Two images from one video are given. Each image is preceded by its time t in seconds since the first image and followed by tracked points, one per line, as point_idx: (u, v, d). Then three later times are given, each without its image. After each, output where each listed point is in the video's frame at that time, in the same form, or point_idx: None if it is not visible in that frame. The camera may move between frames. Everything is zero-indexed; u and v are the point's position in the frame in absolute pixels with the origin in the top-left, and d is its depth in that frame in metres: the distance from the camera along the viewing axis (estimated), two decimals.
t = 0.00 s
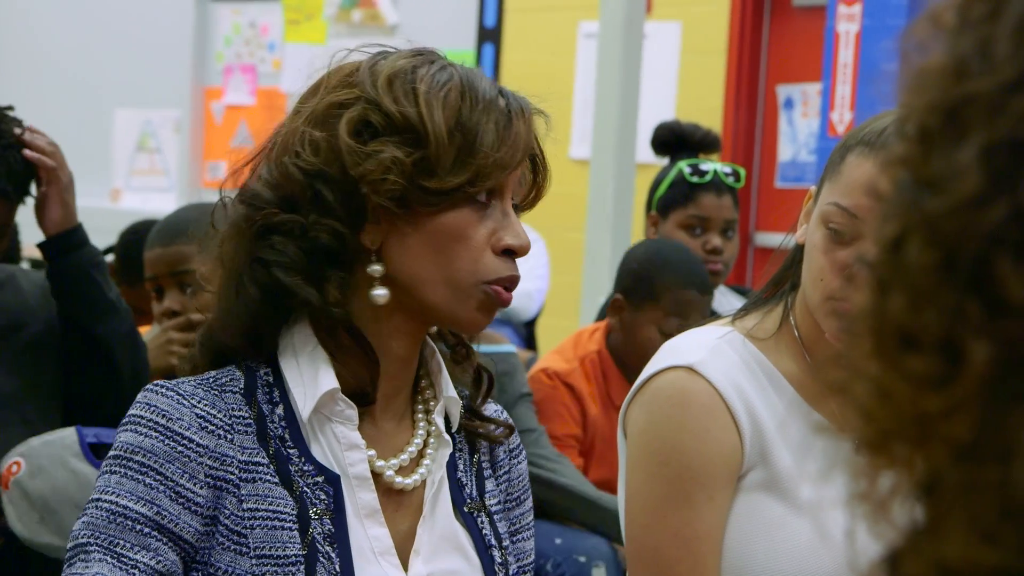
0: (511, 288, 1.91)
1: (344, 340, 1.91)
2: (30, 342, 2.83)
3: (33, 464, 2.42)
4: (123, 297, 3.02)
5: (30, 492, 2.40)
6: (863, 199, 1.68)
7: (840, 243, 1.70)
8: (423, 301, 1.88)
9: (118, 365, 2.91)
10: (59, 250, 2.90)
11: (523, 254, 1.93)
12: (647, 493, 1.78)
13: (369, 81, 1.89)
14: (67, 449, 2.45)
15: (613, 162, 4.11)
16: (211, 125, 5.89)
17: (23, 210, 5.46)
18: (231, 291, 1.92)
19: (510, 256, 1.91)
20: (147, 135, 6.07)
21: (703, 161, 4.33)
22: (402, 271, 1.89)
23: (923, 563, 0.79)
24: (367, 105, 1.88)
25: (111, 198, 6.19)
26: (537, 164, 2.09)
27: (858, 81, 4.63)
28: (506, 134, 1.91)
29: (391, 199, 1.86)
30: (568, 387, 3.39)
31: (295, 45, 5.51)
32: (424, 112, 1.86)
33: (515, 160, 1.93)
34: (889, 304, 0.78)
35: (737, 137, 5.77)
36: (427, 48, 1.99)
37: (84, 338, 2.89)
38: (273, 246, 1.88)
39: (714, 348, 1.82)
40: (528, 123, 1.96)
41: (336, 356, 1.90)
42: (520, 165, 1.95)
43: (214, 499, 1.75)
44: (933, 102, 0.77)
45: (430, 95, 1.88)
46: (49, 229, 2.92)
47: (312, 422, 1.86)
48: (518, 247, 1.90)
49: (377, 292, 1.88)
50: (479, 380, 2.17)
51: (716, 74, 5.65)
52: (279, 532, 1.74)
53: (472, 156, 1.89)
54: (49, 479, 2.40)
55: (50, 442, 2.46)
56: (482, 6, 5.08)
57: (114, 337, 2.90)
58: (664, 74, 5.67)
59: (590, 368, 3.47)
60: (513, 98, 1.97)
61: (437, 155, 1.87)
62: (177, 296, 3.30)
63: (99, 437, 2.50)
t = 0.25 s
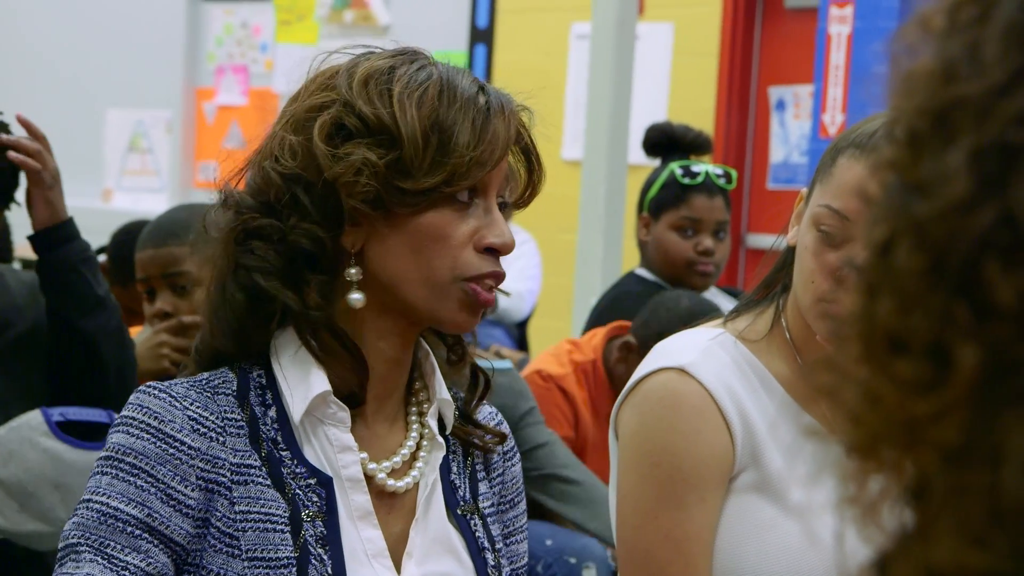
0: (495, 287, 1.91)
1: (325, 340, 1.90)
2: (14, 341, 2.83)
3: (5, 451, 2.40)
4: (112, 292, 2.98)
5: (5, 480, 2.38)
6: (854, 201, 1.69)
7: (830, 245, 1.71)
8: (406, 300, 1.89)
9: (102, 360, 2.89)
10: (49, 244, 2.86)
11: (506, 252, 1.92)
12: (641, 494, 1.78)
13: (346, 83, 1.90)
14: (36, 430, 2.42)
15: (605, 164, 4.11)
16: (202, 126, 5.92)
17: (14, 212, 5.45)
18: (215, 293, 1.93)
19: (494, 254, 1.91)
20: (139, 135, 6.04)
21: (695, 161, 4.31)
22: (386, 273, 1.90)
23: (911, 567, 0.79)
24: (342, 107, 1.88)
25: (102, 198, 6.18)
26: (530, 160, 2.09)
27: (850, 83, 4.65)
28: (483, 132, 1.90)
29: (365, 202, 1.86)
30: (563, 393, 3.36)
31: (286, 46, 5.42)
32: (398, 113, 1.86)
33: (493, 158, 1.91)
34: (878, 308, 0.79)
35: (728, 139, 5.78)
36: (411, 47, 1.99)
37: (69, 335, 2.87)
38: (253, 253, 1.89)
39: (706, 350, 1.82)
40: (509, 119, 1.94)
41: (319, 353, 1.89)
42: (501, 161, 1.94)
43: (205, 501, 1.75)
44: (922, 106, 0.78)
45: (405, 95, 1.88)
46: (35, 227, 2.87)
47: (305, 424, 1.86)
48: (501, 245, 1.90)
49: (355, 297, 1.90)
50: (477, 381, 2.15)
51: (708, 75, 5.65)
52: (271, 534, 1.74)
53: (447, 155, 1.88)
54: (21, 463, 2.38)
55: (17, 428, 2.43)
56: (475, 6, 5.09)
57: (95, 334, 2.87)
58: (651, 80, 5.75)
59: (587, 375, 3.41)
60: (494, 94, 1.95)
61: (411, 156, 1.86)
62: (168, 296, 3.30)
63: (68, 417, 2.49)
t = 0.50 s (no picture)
0: (472, 290, 1.90)
1: (298, 341, 1.89)
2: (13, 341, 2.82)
3: (7, 469, 2.39)
4: (104, 294, 2.98)
5: (5, 497, 2.37)
6: (852, 204, 1.69)
7: (827, 247, 1.71)
8: (385, 304, 1.87)
9: (94, 366, 2.89)
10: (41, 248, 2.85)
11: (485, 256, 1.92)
12: (636, 496, 1.78)
13: (332, 83, 1.91)
14: (38, 449, 2.40)
15: (601, 165, 4.11)
16: (199, 128, 5.90)
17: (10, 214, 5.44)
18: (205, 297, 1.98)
19: (474, 259, 1.91)
20: (135, 137, 6.05)
21: (691, 164, 4.33)
22: (362, 274, 1.89)
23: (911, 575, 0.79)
24: (325, 107, 1.90)
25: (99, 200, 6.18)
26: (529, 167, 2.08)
27: (846, 85, 4.65)
28: (464, 134, 1.89)
29: (339, 201, 1.86)
30: (563, 399, 3.35)
31: (283, 49, 5.54)
32: (377, 113, 1.86)
33: (473, 160, 1.90)
34: (876, 314, 0.78)
35: (725, 141, 5.78)
36: (406, 51, 2.00)
37: (62, 340, 2.87)
38: (232, 253, 1.93)
39: (702, 353, 1.82)
40: (493, 122, 1.93)
41: (309, 366, 1.88)
42: (483, 164, 1.92)
43: (195, 509, 1.76)
44: (921, 111, 0.77)
45: (386, 95, 1.88)
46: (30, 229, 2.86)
47: (294, 431, 1.86)
48: (481, 249, 1.90)
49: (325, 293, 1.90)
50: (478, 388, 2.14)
51: (704, 77, 5.65)
52: (260, 543, 1.74)
53: (425, 155, 1.87)
54: (22, 480, 2.37)
55: (21, 445, 2.41)
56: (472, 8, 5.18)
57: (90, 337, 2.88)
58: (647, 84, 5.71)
59: (590, 381, 3.40)
60: (481, 98, 1.95)
61: (388, 156, 1.86)
62: (167, 299, 3.30)
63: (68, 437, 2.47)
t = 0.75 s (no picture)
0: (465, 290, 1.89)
1: (299, 352, 1.90)
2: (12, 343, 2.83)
3: (9, 471, 2.38)
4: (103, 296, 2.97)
5: (9, 500, 2.37)
6: (851, 206, 1.69)
7: (826, 250, 1.71)
8: (377, 308, 1.87)
9: (94, 372, 2.89)
10: (42, 251, 2.85)
11: (477, 258, 1.92)
12: (636, 499, 1.78)
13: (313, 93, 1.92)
14: (40, 451, 2.40)
15: (600, 167, 4.10)
16: (197, 130, 5.92)
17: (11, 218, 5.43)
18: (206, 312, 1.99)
19: (465, 259, 1.91)
20: (134, 139, 6.04)
21: (690, 166, 4.33)
22: (357, 279, 1.89)
23: None
24: (307, 118, 1.91)
25: (97, 202, 6.17)
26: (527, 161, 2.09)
27: (846, 86, 4.66)
28: (444, 136, 1.88)
29: (324, 212, 1.87)
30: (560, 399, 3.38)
31: (281, 49, 5.57)
32: (355, 121, 1.87)
33: (455, 161, 1.89)
34: (877, 319, 0.78)
35: (724, 142, 5.78)
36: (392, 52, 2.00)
37: (62, 343, 2.86)
38: (226, 267, 1.94)
39: (701, 355, 1.82)
40: (476, 121, 1.92)
41: (311, 373, 1.88)
42: (468, 164, 1.92)
43: (194, 512, 1.75)
44: (922, 116, 0.77)
45: (365, 102, 1.88)
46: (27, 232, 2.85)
47: (295, 435, 1.86)
48: (473, 250, 1.90)
49: (343, 302, 1.88)
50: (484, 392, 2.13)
51: (703, 78, 5.65)
52: (260, 546, 1.74)
53: (406, 159, 1.87)
54: (25, 483, 2.37)
55: (23, 447, 2.41)
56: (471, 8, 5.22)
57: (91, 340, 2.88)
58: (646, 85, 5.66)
59: (587, 381, 3.40)
60: (463, 97, 1.94)
61: (369, 163, 1.86)
62: (167, 303, 3.28)
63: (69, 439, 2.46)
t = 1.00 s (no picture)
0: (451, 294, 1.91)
1: (297, 352, 1.90)
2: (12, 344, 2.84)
3: (8, 474, 2.39)
4: (105, 298, 2.96)
5: (9, 503, 2.37)
6: (850, 208, 1.69)
7: (824, 252, 1.71)
8: (363, 314, 1.89)
9: (94, 374, 2.88)
10: (44, 253, 2.84)
11: (468, 262, 1.92)
12: (634, 500, 1.78)
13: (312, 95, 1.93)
14: (40, 453, 2.39)
15: (600, 168, 4.10)
16: (197, 130, 5.90)
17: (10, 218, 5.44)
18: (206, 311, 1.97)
19: (455, 263, 1.91)
20: (133, 139, 6.04)
21: (689, 166, 4.33)
22: (349, 283, 1.91)
23: None
24: (304, 120, 1.92)
25: (96, 202, 6.17)
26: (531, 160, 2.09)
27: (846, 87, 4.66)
28: (436, 141, 1.87)
29: (315, 215, 1.88)
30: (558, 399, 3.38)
31: (281, 50, 5.55)
32: (347, 126, 1.87)
33: (447, 165, 1.88)
34: (876, 323, 0.78)
35: (723, 143, 5.78)
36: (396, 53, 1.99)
37: (62, 345, 2.85)
38: (224, 266, 1.94)
39: (700, 357, 1.82)
40: (470, 125, 1.90)
41: (311, 373, 1.88)
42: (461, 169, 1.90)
43: (195, 511, 1.76)
44: (920, 120, 0.77)
45: (360, 106, 1.88)
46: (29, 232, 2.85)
47: (295, 436, 1.86)
48: (462, 254, 1.90)
49: (314, 304, 1.92)
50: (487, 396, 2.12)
51: (703, 79, 5.64)
52: (259, 546, 1.74)
53: (397, 163, 1.86)
54: (24, 486, 2.37)
55: (22, 450, 2.41)
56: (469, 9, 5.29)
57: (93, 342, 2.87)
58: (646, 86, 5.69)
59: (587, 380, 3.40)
60: (459, 100, 1.92)
61: (360, 168, 1.86)
62: (169, 303, 3.29)
63: (65, 441, 2.46)
